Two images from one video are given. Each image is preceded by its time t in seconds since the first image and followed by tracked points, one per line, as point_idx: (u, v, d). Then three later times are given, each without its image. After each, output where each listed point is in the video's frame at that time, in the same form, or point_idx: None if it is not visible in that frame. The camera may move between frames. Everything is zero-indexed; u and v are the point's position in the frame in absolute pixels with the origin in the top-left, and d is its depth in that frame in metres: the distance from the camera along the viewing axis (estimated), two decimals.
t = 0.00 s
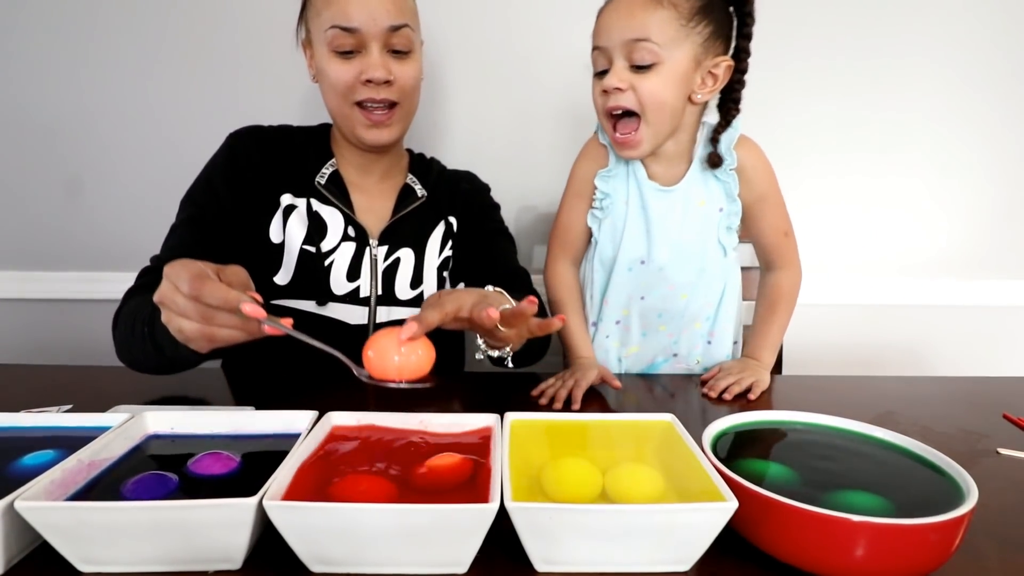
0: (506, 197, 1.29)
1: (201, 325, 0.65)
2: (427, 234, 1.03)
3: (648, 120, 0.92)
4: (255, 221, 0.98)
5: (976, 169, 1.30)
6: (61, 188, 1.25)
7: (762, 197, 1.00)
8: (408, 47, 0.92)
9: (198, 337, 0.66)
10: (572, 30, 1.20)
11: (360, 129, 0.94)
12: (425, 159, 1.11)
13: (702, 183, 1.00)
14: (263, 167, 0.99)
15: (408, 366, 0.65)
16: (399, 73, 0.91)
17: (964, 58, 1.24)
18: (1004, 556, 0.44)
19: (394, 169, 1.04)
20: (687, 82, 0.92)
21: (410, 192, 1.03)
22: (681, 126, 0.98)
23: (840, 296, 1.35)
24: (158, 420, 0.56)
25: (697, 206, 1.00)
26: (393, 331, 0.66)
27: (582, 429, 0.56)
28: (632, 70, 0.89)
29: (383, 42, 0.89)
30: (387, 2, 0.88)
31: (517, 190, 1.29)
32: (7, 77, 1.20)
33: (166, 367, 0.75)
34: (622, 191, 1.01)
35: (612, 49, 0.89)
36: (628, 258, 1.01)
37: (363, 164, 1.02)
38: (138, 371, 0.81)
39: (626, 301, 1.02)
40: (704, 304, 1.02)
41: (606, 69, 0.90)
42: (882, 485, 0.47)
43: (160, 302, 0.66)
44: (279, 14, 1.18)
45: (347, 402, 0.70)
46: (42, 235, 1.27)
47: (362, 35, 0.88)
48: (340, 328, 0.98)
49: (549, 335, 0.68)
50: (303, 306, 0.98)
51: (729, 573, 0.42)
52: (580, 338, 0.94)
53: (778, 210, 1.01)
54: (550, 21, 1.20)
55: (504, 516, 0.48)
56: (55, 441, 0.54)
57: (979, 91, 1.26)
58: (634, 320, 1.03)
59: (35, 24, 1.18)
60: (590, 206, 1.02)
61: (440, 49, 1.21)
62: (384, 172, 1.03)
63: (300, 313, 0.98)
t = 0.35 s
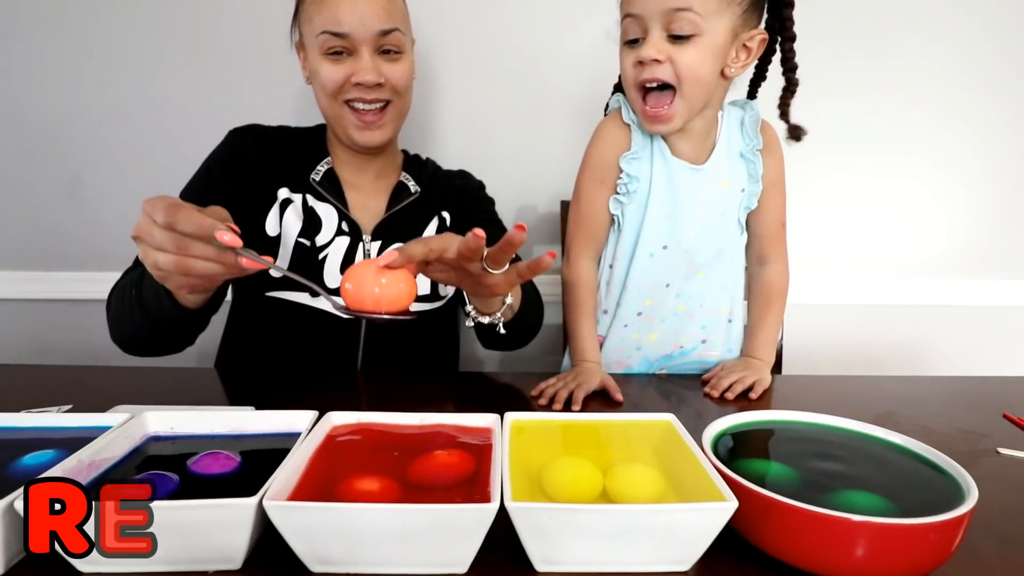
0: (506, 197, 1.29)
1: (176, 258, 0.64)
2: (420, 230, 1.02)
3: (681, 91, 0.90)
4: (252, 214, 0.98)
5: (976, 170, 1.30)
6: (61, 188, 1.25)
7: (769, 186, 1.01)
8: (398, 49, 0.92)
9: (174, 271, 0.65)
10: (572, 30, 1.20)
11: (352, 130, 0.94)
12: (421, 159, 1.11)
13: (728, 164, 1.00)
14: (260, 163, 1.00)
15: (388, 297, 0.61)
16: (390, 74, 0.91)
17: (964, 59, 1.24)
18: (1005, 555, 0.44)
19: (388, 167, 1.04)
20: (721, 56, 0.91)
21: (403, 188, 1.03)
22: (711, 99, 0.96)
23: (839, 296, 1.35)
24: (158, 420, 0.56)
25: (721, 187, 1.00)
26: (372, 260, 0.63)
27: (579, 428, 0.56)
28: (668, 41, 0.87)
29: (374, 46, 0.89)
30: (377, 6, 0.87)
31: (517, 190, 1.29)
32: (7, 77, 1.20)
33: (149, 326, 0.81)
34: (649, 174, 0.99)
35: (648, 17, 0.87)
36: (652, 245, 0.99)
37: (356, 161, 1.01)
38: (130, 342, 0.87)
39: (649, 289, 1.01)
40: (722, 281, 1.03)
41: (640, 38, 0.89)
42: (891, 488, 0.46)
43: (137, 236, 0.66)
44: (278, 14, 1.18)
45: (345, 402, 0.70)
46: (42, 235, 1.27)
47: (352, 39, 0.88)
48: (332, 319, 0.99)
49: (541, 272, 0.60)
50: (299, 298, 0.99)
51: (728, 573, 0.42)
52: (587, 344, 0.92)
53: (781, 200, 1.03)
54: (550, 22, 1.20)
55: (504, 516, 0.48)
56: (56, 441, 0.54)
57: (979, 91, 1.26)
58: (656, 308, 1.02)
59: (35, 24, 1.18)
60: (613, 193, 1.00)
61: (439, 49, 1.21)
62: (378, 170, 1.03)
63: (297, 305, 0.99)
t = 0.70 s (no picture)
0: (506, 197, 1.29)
1: (171, 222, 0.64)
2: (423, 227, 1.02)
3: (678, 104, 0.92)
4: (257, 208, 0.98)
5: (975, 170, 1.30)
6: (61, 188, 1.25)
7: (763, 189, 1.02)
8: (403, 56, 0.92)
9: (167, 237, 0.65)
10: (572, 30, 1.20)
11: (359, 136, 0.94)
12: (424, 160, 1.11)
13: (719, 165, 1.00)
14: (266, 159, 1.00)
15: (377, 262, 0.60)
16: (397, 81, 0.91)
17: (963, 59, 1.24)
18: (1004, 556, 0.44)
19: (392, 169, 1.04)
20: (718, 73, 0.92)
21: (406, 187, 1.03)
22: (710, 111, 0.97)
23: (840, 296, 1.35)
24: (158, 420, 0.56)
25: (714, 188, 1.00)
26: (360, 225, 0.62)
27: (579, 428, 0.56)
28: (667, 58, 0.89)
29: (379, 55, 0.89)
30: (382, 15, 0.87)
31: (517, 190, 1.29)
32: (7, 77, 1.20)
33: (150, 303, 0.82)
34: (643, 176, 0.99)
35: (649, 35, 0.89)
36: (648, 244, 0.99)
37: (362, 162, 1.01)
38: (132, 324, 0.87)
39: (648, 289, 1.00)
40: (723, 283, 1.02)
41: (641, 55, 0.90)
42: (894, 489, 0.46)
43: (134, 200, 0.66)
44: (278, 14, 1.18)
45: (345, 402, 0.70)
46: (42, 235, 1.27)
47: (358, 48, 0.88)
48: (332, 314, 0.99)
49: (532, 235, 0.63)
50: (300, 290, 0.99)
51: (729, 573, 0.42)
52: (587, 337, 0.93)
53: (778, 203, 1.03)
54: (550, 22, 1.20)
55: (504, 516, 0.48)
56: (55, 441, 0.54)
57: (978, 92, 1.26)
58: (656, 309, 1.01)
59: (35, 24, 1.18)
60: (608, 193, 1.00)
61: (439, 50, 1.20)
62: (382, 172, 1.03)
63: (297, 298, 0.99)
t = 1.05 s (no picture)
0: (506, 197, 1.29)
1: (167, 202, 0.64)
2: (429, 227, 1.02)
3: (670, 140, 1.02)
4: (267, 203, 0.98)
5: (975, 170, 1.30)
6: (61, 188, 1.25)
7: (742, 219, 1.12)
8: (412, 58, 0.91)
9: (163, 216, 0.65)
10: (571, 30, 1.20)
11: (381, 146, 0.95)
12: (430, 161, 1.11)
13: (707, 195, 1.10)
14: (276, 155, 0.99)
15: (369, 245, 0.60)
16: (410, 84, 0.91)
17: (963, 60, 1.24)
18: (1004, 555, 0.44)
19: (404, 169, 1.04)
20: (700, 114, 1.04)
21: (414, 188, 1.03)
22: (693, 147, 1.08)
23: (840, 296, 1.35)
24: (158, 420, 0.56)
25: (709, 214, 1.09)
26: (352, 210, 0.62)
27: (583, 428, 0.56)
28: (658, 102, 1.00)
29: (391, 59, 0.89)
30: (388, 19, 0.87)
31: (517, 191, 1.28)
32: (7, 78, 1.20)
33: (156, 287, 0.82)
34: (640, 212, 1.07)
35: (639, 83, 1.00)
36: (661, 269, 1.05)
37: (378, 165, 1.01)
38: (139, 309, 0.87)
39: (669, 312, 1.05)
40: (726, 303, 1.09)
41: (634, 100, 1.01)
42: (896, 488, 0.46)
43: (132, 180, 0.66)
44: (276, 15, 1.18)
45: (345, 402, 0.70)
46: (42, 235, 1.27)
47: (369, 57, 0.87)
48: (335, 310, 0.99)
49: (525, 224, 0.61)
50: (306, 285, 0.99)
51: (729, 573, 0.42)
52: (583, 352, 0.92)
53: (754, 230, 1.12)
54: (549, 22, 1.20)
55: (504, 515, 0.49)
56: (55, 441, 0.54)
57: (978, 92, 1.26)
58: (680, 329, 1.05)
59: (34, 24, 1.18)
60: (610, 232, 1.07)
61: (439, 50, 1.20)
62: (393, 175, 1.03)
63: (303, 293, 0.99)
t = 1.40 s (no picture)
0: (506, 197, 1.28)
1: (173, 202, 0.64)
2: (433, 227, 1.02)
3: (670, 146, 1.04)
4: (272, 203, 0.98)
5: (974, 170, 1.30)
6: (61, 188, 1.25)
7: (739, 222, 1.11)
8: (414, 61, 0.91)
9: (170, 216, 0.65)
10: (572, 30, 1.20)
11: (384, 148, 0.95)
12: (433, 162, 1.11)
13: (699, 195, 1.11)
14: (281, 156, 1.00)
15: (372, 248, 0.59)
16: (412, 87, 0.91)
17: (962, 61, 1.24)
18: (1003, 555, 0.44)
19: (410, 170, 1.04)
20: (699, 120, 1.05)
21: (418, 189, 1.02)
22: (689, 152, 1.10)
23: (840, 295, 1.35)
24: (158, 420, 0.56)
25: (701, 215, 1.10)
26: (355, 212, 0.62)
27: (580, 429, 0.56)
28: (661, 108, 1.01)
29: (393, 62, 0.88)
30: (391, 22, 0.86)
31: (517, 191, 1.28)
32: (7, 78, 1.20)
33: (160, 285, 0.82)
34: (628, 215, 1.11)
35: (644, 88, 1.00)
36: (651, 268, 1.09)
37: (382, 166, 1.01)
38: (144, 308, 0.87)
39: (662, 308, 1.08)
40: (718, 302, 1.10)
41: (638, 104, 1.02)
42: (881, 483, 0.47)
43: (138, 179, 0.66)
44: (277, 15, 1.18)
45: (346, 402, 0.70)
46: (42, 235, 1.27)
47: (371, 60, 0.87)
48: (339, 309, 0.99)
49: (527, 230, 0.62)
50: (311, 285, 0.99)
51: (728, 573, 0.42)
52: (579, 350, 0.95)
53: (753, 234, 1.11)
54: (550, 23, 1.20)
55: (505, 515, 0.49)
56: (55, 441, 0.54)
57: (977, 93, 1.26)
58: (677, 324, 1.08)
59: (35, 25, 1.18)
60: (601, 235, 1.12)
61: (439, 50, 1.20)
62: (396, 176, 1.03)
63: (309, 293, 0.99)
